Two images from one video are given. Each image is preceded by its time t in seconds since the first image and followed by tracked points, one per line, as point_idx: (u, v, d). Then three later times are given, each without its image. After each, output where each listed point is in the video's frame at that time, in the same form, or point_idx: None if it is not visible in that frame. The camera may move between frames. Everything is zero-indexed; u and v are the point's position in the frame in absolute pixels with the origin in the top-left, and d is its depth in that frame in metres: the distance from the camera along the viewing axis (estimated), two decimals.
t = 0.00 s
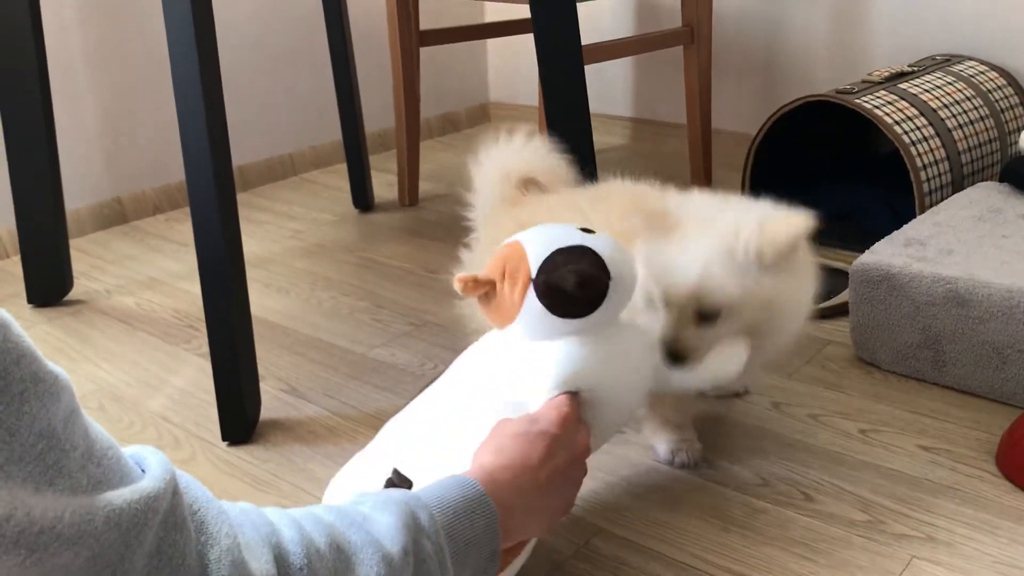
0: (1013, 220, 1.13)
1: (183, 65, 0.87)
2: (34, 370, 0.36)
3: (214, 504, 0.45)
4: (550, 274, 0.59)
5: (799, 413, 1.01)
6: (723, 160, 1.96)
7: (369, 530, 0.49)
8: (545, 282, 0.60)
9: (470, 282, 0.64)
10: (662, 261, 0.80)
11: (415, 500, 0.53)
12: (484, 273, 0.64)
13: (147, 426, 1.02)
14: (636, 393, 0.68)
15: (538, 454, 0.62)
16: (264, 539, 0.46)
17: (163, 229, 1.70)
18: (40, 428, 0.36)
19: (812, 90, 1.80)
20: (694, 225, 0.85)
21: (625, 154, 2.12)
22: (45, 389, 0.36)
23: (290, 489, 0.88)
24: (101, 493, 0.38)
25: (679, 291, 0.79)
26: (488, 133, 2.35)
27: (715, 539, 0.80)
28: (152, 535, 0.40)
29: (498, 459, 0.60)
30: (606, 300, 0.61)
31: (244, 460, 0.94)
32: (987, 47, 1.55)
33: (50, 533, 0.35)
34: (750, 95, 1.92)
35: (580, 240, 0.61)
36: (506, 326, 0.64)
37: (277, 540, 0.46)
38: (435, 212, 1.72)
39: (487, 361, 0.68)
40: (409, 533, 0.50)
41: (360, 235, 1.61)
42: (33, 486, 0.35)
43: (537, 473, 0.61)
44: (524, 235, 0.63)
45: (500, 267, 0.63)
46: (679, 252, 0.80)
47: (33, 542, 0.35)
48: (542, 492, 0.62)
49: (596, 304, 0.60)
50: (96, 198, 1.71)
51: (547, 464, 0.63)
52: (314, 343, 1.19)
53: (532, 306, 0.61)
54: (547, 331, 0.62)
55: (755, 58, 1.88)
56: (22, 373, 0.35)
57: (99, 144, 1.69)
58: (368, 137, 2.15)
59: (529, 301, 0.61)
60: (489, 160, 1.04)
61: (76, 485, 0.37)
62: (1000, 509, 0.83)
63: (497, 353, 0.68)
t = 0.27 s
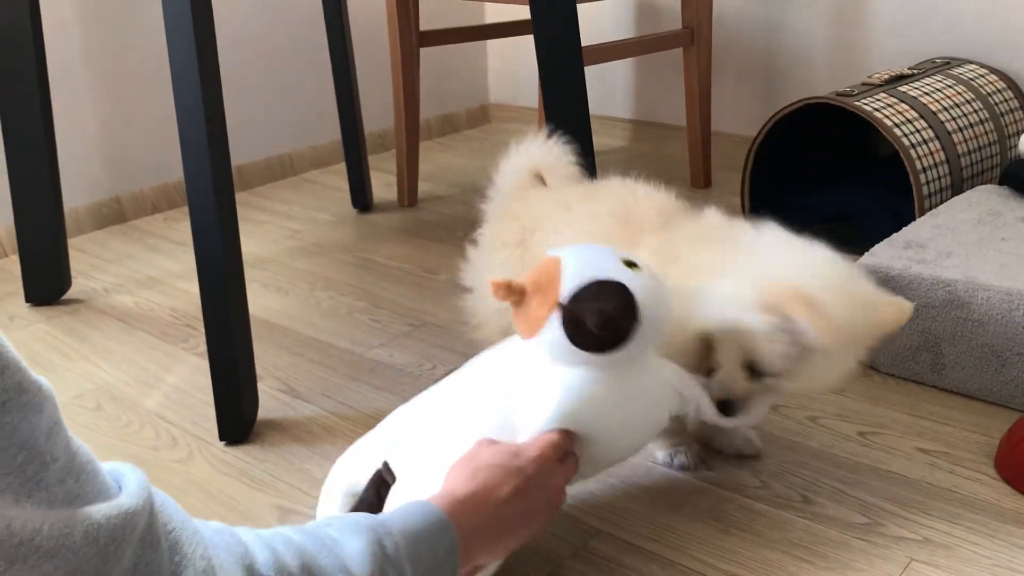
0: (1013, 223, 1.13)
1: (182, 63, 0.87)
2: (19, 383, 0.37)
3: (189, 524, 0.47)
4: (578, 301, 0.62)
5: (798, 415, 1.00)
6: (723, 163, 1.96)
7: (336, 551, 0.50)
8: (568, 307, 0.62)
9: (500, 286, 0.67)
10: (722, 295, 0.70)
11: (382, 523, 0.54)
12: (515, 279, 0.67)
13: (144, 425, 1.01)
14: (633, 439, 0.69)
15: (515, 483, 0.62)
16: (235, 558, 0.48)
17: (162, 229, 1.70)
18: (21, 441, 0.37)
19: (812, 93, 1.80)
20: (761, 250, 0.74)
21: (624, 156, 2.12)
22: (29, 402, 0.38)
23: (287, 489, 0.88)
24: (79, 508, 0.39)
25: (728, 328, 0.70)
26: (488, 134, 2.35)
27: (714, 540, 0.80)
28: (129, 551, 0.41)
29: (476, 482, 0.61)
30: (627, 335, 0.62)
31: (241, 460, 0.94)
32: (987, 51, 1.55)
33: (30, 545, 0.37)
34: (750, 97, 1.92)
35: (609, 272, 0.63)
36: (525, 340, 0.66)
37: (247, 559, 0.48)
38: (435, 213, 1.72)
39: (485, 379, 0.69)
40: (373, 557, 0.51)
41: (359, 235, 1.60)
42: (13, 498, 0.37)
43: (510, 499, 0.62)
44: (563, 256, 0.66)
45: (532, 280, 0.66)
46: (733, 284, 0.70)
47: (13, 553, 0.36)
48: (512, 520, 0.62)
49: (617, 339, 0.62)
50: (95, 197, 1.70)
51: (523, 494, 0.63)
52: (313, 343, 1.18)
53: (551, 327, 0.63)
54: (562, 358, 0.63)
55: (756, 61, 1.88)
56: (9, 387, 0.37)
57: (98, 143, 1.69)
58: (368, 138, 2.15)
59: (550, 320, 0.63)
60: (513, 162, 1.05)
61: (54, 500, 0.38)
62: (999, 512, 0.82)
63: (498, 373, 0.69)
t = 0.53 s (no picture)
0: (1012, 224, 1.13)
1: (181, 61, 0.87)
2: (13, 376, 0.37)
3: (185, 513, 0.46)
4: (556, 266, 0.67)
5: (797, 415, 1.00)
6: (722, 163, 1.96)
7: (327, 533, 0.49)
8: (551, 273, 0.68)
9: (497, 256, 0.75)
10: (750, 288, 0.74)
11: (370, 501, 0.52)
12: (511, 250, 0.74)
13: (142, 425, 1.01)
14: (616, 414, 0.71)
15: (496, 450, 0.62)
16: (231, 547, 0.46)
17: (161, 228, 1.70)
18: (16, 434, 0.37)
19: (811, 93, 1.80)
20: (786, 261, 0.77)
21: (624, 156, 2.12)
22: (23, 394, 0.37)
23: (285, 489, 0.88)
24: (76, 500, 0.39)
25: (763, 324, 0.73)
26: (487, 134, 2.35)
27: (712, 540, 0.80)
28: (129, 543, 0.40)
29: (455, 453, 0.60)
30: (602, 305, 0.67)
31: (239, 459, 0.93)
32: (986, 51, 1.55)
33: (30, 538, 0.36)
34: (749, 97, 1.92)
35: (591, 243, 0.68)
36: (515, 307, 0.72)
37: (243, 548, 0.47)
38: (434, 212, 1.72)
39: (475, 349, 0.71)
40: (362, 537, 0.49)
41: (358, 234, 1.60)
42: (9, 492, 0.36)
43: (492, 467, 0.61)
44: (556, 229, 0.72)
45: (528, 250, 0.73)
46: (763, 277, 0.74)
47: (15, 548, 0.36)
48: (496, 486, 0.61)
49: (590, 307, 0.66)
50: (93, 196, 1.70)
51: (505, 463, 0.63)
52: (311, 342, 1.18)
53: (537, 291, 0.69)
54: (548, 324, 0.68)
55: (755, 61, 1.88)
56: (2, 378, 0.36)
57: (97, 142, 1.69)
58: (367, 137, 2.15)
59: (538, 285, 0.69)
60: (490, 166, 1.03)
61: (50, 492, 0.38)
62: (998, 512, 0.82)
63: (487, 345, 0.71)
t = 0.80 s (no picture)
0: (1011, 221, 1.13)
1: (181, 59, 0.87)
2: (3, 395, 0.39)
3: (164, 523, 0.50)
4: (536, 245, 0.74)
5: (796, 413, 1.00)
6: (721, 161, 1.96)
7: (295, 533, 0.54)
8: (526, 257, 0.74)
9: (485, 252, 0.84)
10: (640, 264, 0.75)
11: (331, 490, 0.57)
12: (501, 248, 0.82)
13: (142, 422, 1.01)
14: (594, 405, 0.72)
15: (456, 428, 0.66)
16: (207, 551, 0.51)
17: (160, 226, 1.70)
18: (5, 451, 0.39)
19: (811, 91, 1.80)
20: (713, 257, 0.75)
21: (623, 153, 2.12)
22: (12, 413, 0.39)
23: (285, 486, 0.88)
24: (61, 514, 0.41)
25: (639, 302, 0.74)
26: (487, 132, 2.35)
27: (711, 537, 0.80)
28: (113, 554, 0.43)
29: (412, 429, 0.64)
30: (570, 283, 0.72)
31: (239, 457, 0.93)
32: (986, 49, 1.55)
33: (19, 552, 0.39)
34: (749, 95, 1.93)
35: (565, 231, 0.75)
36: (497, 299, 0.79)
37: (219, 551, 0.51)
38: (433, 210, 1.72)
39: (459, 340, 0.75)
40: (329, 527, 0.54)
41: (358, 232, 1.60)
42: None
43: (448, 446, 0.65)
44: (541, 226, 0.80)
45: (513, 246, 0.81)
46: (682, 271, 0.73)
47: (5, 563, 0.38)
48: (453, 464, 0.65)
49: (559, 286, 0.72)
50: (93, 194, 1.70)
51: (462, 441, 0.66)
52: (311, 340, 1.18)
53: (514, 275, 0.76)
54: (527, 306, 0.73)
55: (755, 60, 1.88)
56: None
57: (97, 140, 1.69)
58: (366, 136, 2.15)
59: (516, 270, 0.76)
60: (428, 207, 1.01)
61: (37, 507, 0.40)
62: (996, 510, 0.83)
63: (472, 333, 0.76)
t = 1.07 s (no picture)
0: (1012, 219, 1.13)
1: (181, 55, 0.87)
2: None
3: None
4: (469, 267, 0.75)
5: (796, 410, 1.00)
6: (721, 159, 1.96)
7: None
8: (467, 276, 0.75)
9: (434, 275, 0.86)
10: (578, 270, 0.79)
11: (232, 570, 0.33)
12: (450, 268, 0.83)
13: (143, 420, 1.01)
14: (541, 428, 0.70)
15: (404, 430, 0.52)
16: None
17: (161, 224, 1.70)
18: None
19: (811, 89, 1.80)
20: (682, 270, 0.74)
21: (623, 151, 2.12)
22: None
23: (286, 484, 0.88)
24: None
25: (573, 312, 0.76)
26: (487, 130, 2.35)
27: (710, 534, 0.80)
28: None
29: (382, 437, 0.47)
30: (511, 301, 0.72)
31: (240, 454, 0.94)
32: (986, 47, 1.55)
33: None
34: (749, 94, 1.92)
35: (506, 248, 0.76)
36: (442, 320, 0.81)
37: None
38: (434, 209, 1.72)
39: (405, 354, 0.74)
40: None
41: (358, 230, 1.60)
42: None
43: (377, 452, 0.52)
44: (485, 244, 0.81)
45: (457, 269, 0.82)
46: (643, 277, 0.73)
47: None
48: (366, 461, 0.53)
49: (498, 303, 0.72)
50: (94, 193, 1.70)
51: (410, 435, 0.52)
52: (311, 338, 1.18)
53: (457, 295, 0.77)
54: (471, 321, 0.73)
55: (756, 58, 1.88)
56: None
57: (97, 139, 1.69)
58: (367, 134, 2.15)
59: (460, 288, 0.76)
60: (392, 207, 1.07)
61: None
62: (997, 507, 0.83)
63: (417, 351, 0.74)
